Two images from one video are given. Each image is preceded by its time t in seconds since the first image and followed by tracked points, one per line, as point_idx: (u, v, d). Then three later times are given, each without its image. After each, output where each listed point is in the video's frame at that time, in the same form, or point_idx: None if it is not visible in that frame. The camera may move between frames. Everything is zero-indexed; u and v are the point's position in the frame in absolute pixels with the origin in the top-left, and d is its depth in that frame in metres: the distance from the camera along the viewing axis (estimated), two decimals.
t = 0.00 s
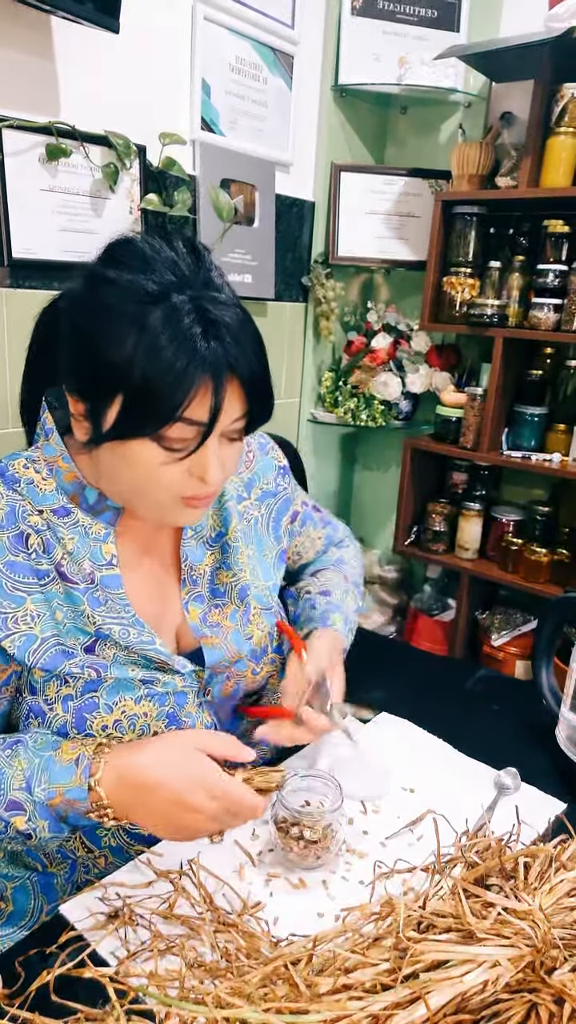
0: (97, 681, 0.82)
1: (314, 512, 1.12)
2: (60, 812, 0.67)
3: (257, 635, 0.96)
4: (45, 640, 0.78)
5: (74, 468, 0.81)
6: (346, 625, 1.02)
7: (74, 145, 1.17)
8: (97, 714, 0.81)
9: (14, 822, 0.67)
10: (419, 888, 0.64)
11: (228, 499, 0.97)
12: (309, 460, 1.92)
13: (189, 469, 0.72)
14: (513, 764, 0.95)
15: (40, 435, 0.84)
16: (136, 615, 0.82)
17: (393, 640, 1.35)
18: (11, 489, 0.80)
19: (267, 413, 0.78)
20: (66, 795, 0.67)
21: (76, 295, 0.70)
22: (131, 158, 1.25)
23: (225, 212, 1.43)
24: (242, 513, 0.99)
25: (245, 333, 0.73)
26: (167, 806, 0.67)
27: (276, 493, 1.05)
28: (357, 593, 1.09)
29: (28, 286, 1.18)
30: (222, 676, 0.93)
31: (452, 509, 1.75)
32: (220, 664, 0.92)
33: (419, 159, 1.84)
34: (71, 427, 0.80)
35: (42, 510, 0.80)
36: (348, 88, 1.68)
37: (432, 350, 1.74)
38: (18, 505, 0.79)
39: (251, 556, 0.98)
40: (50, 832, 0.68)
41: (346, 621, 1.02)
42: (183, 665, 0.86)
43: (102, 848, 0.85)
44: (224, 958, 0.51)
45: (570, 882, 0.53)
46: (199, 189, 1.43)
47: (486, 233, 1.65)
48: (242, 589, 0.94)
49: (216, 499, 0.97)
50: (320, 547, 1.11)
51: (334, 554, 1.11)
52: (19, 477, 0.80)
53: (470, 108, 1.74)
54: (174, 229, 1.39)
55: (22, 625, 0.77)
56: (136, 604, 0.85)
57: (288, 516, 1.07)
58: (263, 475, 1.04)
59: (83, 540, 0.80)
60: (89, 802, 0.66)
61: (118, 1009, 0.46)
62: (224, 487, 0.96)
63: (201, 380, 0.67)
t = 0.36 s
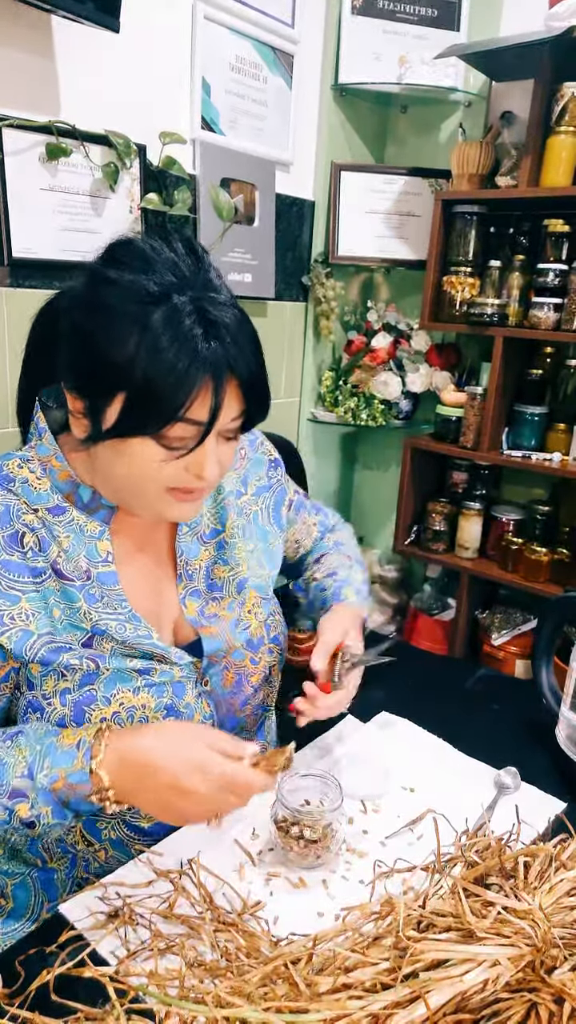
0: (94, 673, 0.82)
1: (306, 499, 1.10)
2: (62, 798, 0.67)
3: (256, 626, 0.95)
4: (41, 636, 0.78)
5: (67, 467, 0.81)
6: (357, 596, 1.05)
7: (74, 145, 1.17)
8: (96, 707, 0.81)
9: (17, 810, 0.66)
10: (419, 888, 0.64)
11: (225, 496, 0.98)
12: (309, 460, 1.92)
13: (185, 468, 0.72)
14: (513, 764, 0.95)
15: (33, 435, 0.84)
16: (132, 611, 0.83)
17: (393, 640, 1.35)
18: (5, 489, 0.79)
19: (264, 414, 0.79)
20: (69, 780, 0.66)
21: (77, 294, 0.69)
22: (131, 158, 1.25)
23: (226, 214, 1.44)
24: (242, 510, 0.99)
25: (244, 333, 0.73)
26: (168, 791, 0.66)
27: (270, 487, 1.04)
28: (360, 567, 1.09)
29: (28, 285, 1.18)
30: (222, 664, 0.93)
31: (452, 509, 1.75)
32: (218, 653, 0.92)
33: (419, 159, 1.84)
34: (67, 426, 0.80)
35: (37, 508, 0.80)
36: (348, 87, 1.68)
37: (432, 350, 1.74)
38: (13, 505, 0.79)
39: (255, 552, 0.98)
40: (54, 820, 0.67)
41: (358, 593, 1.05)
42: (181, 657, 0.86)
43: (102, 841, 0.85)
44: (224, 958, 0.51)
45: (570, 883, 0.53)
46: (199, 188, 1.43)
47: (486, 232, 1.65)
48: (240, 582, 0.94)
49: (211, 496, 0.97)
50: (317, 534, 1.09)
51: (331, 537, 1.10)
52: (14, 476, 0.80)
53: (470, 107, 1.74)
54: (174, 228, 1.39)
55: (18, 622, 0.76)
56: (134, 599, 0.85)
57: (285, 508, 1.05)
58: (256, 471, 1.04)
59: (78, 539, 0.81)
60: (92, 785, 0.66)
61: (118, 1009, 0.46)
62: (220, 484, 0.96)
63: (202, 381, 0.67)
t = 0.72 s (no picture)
0: (95, 666, 0.82)
1: (319, 485, 1.08)
2: (89, 775, 0.68)
3: (254, 620, 0.95)
4: (42, 630, 0.78)
5: (67, 463, 0.81)
6: (355, 595, 0.94)
7: (74, 145, 1.17)
8: (96, 700, 0.81)
9: (43, 792, 0.67)
10: (419, 888, 0.64)
11: (220, 490, 0.98)
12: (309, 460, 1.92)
13: (182, 453, 0.72)
14: (513, 765, 0.95)
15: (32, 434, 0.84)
16: (132, 605, 0.82)
17: (393, 640, 1.35)
18: (7, 487, 0.80)
19: (258, 403, 0.79)
20: (96, 756, 0.67)
21: (72, 285, 0.70)
22: (131, 158, 1.25)
23: (227, 214, 1.45)
24: (238, 502, 0.99)
25: (238, 320, 0.73)
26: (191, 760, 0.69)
27: (272, 479, 1.05)
28: (376, 559, 1.01)
29: (28, 286, 1.18)
30: (220, 661, 0.92)
31: (451, 509, 1.75)
32: (215, 649, 0.91)
33: (420, 159, 1.84)
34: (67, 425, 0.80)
35: (37, 505, 0.80)
36: (348, 87, 1.68)
37: (432, 350, 1.74)
38: (14, 502, 0.79)
39: (250, 545, 0.98)
40: (78, 798, 0.68)
41: (355, 592, 0.94)
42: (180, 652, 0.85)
43: (102, 839, 0.86)
44: (224, 958, 0.51)
45: (571, 883, 0.53)
46: (200, 189, 1.43)
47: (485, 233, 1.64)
48: (236, 577, 0.95)
49: (207, 492, 0.97)
50: (336, 521, 1.07)
51: (351, 525, 1.05)
52: (14, 474, 0.81)
53: (470, 108, 1.74)
54: (174, 228, 1.39)
55: (21, 617, 0.77)
56: (134, 595, 0.85)
57: (288, 498, 1.06)
58: (256, 464, 1.04)
59: (78, 533, 0.81)
60: (118, 759, 0.67)
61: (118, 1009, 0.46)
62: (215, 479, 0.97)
63: (195, 365, 0.67)
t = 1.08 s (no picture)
0: (95, 670, 0.81)
1: (321, 491, 1.08)
2: (94, 788, 0.68)
3: (253, 624, 0.95)
4: (44, 633, 0.78)
5: (68, 465, 0.81)
6: (347, 619, 0.93)
7: (74, 145, 1.17)
8: (97, 705, 0.80)
9: (47, 803, 0.68)
10: (419, 888, 0.64)
11: (217, 491, 0.97)
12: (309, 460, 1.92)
13: (184, 460, 0.72)
14: (513, 764, 0.95)
15: (33, 433, 0.84)
16: (134, 608, 0.83)
17: (393, 640, 1.35)
18: (7, 487, 0.79)
19: (260, 408, 0.79)
20: (103, 770, 0.68)
21: (76, 285, 0.70)
22: (131, 158, 1.25)
23: (226, 214, 1.44)
24: (233, 503, 0.99)
25: (242, 325, 0.73)
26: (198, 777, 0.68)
27: (270, 481, 1.05)
28: (374, 580, 1.00)
29: (28, 285, 1.18)
30: (220, 666, 0.93)
31: (451, 509, 1.75)
32: (215, 654, 0.91)
33: (420, 159, 1.84)
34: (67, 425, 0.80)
35: (38, 505, 0.80)
36: (348, 87, 1.68)
37: (432, 350, 1.74)
38: (15, 502, 0.79)
39: (244, 547, 0.98)
40: (83, 809, 0.69)
41: (347, 614, 0.93)
42: (180, 656, 0.86)
43: (101, 842, 0.85)
44: (224, 958, 0.51)
45: (570, 882, 0.53)
46: (199, 188, 1.43)
47: (486, 233, 1.64)
48: (234, 580, 0.94)
49: (205, 493, 0.96)
50: (338, 530, 1.07)
51: (353, 540, 1.05)
52: (15, 474, 0.80)
53: (470, 107, 1.74)
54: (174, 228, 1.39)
55: (22, 618, 0.77)
56: (134, 596, 0.85)
57: (286, 502, 1.06)
58: (255, 465, 1.04)
59: (79, 535, 0.81)
60: (125, 775, 0.68)
61: (118, 1009, 0.46)
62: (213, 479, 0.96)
63: (200, 371, 0.67)
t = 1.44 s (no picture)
0: (96, 676, 0.82)
1: (326, 494, 1.08)
2: (92, 801, 0.68)
3: (254, 631, 0.95)
4: (46, 636, 0.78)
5: (71, 467, 0.81)
6: (353, 632, 0.93)
7: (74, 145, 1.17)
8: (97, 711, 0.82)
9: (45, 812, 0.68)
10: (419, 888, 0.64)
11: (220, 494, 0.96)
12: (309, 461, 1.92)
13: (185, 462, 0.72)
14: (513, 764, 0.95)
15: (36, 433, 0.84)
16: (135, 612, 0.82)
17: (393, 640, 1.35)
18: (10, 488, 0.79)
19: (265, 412, 0.79)
20: (102, 782, 0.68)
21: (79, 289, 0.70)
22: (131, 158, 1.25)
23: (226, 214, 1.44)
24: (235, 506, 0.99)
25: (246, 330, 0.73)
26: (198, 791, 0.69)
27: (274, 484, 1.04)
28: (380, 590, 1.01)
29: (28, 286, 1.18)
30: (223, 673, 0.93)
31: (451, 509, 1.75)
32: (218, 661, 0.91)
33: (420, 159, 1.84)
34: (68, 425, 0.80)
35: (41, 507, 0.80)
36: (348, 88, 1.68)
37: (432, 350, 1.74)
38: (19, 502, 0.79)
39: (247, 552, 0.98)
40: (81, 820, 0.69)
41: (354, 627, 0.94)
42: (182, 662, 0.85)
43: (101, 845, 0.85)
44: (224, 958, 0.51)
45: (570, 883, 0.53)
46: (200, 189, 1.43)
47: (486, 233, 1.64)
48: (236, 586, 0.94)
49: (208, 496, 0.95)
50: (343, 534, 1.07)
51: (359, 544, 1.06)
52: (17, 474, 0.80)
53: (470, 108, 1.74)
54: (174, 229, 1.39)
55: (25, 621, 0.77)
56: (135, 601, 0.85)
57: (290, 504, 1.06)
58: (259, 467, 1.03)
59: (81, 538, 0.80)
60: (125, 788, 0.68)
61: (118, 1009, 0.46)
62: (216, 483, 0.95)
63: (203, 377, 0.67)
